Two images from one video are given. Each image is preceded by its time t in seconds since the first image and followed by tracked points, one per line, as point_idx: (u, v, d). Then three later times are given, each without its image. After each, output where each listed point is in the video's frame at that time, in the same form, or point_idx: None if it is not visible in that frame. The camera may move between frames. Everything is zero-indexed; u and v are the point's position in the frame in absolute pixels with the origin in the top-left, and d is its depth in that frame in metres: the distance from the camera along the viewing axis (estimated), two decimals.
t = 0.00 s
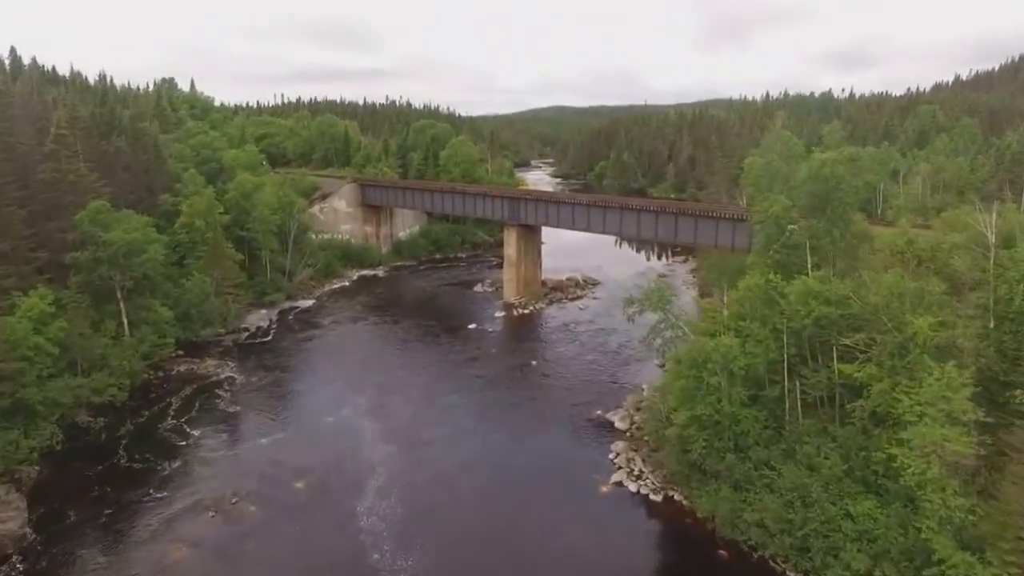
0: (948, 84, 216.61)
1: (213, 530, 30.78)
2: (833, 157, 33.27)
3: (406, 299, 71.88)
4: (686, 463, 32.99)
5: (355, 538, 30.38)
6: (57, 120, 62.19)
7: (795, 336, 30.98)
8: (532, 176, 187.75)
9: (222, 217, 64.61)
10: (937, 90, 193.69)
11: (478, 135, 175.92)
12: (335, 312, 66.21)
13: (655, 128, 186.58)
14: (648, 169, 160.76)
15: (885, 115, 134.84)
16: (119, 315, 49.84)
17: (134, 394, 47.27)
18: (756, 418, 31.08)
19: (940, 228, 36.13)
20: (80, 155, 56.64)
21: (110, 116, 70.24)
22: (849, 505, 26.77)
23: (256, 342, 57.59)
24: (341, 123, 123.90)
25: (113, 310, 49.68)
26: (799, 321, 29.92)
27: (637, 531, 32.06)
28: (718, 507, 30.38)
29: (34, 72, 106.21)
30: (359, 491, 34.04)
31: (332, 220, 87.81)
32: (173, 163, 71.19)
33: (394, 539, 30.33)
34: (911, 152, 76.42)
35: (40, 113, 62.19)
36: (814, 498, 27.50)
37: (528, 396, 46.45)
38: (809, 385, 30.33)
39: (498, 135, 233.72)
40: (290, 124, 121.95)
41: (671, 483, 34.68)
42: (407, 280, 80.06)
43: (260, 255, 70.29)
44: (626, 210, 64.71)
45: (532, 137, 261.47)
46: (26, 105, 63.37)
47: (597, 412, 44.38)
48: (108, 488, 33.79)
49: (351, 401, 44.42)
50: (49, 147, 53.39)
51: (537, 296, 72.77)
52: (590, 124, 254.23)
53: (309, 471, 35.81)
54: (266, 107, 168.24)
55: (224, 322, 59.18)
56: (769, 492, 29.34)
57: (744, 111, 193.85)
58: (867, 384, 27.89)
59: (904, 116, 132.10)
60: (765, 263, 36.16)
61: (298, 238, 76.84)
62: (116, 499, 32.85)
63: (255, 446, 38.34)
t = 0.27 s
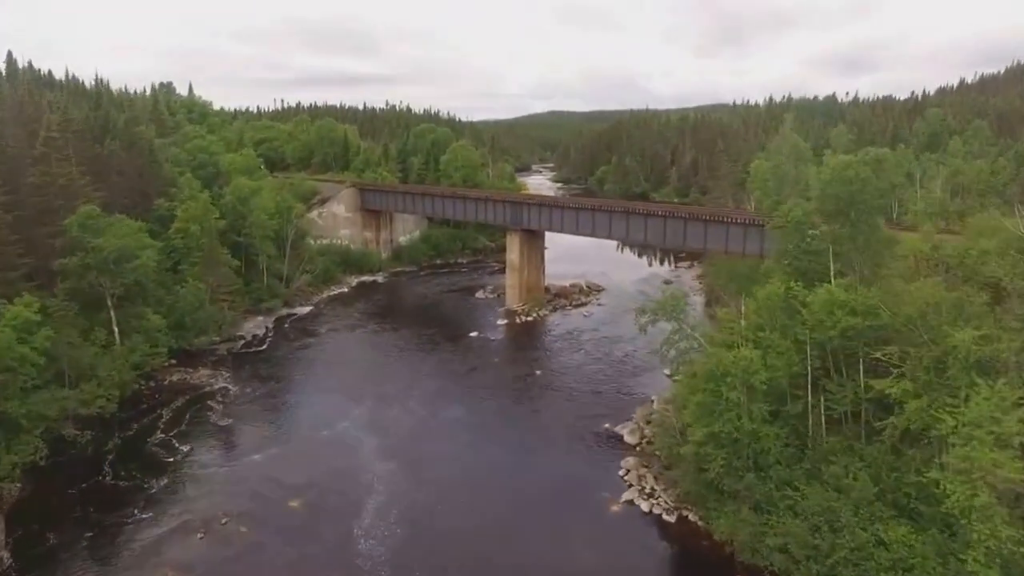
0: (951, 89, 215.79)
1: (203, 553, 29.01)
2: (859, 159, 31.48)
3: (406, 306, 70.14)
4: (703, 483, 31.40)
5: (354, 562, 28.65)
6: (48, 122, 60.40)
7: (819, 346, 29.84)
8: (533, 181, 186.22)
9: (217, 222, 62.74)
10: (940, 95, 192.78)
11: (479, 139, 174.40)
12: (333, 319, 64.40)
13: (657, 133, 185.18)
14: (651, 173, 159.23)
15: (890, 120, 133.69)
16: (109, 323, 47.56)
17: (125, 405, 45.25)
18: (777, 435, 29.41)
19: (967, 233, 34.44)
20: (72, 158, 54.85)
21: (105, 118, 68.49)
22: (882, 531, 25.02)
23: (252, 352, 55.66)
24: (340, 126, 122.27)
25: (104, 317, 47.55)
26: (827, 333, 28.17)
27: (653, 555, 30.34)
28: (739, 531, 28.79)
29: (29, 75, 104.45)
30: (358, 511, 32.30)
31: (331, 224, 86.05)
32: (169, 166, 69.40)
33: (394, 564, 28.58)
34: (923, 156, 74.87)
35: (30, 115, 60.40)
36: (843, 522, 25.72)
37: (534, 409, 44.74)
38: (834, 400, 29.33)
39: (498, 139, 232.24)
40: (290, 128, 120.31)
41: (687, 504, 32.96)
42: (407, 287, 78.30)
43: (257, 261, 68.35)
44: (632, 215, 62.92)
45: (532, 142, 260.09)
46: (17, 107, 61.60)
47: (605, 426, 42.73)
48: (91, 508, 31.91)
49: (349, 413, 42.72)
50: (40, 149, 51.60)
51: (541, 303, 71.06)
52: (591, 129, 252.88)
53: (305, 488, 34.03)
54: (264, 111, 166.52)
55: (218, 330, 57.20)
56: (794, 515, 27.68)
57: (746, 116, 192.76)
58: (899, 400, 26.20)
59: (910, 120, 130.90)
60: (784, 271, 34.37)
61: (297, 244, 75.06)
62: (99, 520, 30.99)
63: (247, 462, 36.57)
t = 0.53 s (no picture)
0: (957, 90, 214.46)
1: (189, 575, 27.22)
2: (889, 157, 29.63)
3: (409, 310, 68.41)
4: (725, 503, 30.04)
5: None
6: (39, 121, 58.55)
7: (847, 356, 28.85)
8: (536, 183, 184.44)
9: (214, 224, 60.87)
10: (947, 96, 191.35)
11: (481, 141, 172.65)
12: (333, 324, 62.56)
13: (662, 134, 183.39)
14: (655, 175, 157.39)
15: (897, 121, 132.24)
16: (99, 329, 45.30)
17: (114, 415, 42.62)
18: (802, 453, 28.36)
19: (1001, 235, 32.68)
20: (62, 158, 53.00)
21: (98, 117, 66.63)
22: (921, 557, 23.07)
23: (247, 358, 53.57)
24: (341, 128, 120.50)
25: (93, 324, 45.43)
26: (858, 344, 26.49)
27: None
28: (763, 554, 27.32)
29: (24, 75, 102.63)
30: (354, 531, 30.37)
31: (331, 227, 84.22)
32: (165, 166, 67.53)
33: None
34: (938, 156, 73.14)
35: (21, 114, 58.55)
36: (877, 547, 23.65)
37: (543, 419, 43.11)
38: (863, 412, 28.39)
39: (501, 141, 230.55)
40: (290, 129, 118.53)
41: (706, 523, 31.30)
42: (409, 290, 76.52)
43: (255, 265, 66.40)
44: (640, 216, 61.09)
45: (535, 144, 258.38)
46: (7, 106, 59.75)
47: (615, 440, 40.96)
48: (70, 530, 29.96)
49: (349, 424, 40.85)
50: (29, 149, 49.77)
51: (546, 307, 69.34)
52: (594, 131, 251.17)
53: (301, 504, 32.23)
54: (264, 112, 164.69)
55: (215, 335, 55.06)
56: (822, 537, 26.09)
57: (750, 118, 191.28)
58: (938, 417, 24.36)
59: (917, 121, 129.44)
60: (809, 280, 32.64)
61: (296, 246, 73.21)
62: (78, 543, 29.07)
63: (239, 476, 34.60)
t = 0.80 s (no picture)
0: (964, 90, 212.49)
1: None
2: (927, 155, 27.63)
3: (411, 314, 66.54)
4: (750, 526, 27.97)
5: None
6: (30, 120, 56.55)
7: (881, 363, 27.48)
8: (539, 184, 182.45)
9: (210, 226, 58.88)
10: (954, 96, 189.49)
11: (484, 141, 170.68)
12: (333, 328, 60.69)
13: (667, 135, 181.41)
14: (660, 176, 155.35)
15: (906, 121, 130.36)
16: (89, 335, 43.14)
17: (103, 426, 40.12)
18: (832, 470, 26.61)
19: None
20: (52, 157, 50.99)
21: (92, 116, 64.62)
22: None
23: (243, 365, 51.45)
24: (343, 127, 118.57)
25: (83, 328, 43.26)
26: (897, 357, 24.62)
27: None
28: None
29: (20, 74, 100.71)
30: (352, 555, 28.39)
31: (332, 229, 82.28)
32: (160, 166, 65.51)
33: None
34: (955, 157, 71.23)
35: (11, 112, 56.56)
36: None
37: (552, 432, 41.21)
38: (896, 426, 26.65)
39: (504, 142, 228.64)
40: (291, 129, 116.64)
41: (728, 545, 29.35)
42: (411, 294, 74.61)
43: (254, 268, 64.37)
44: (650, 217, 59.21)
45: (538, 145, 256.43)
46: None
47: (628, 454, 38.91)
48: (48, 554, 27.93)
49: (349, 436, 38.98)
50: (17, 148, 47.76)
51: (553, 311, 67.48)
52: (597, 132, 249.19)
53: (297, 525, 30.31)
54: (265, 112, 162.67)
55: (210, 341, 52.88)
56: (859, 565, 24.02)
57: (756, 119, 189.36)
58: (988, 435, 22.37)
59: (927, 121, 127.52)
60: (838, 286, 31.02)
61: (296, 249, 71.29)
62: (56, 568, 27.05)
63: (233, 493, 32.63)
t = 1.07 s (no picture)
0: (973, 92, 210.21)
1: None
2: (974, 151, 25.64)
3: (416, 320, 64.54)
4: (780, 552, 25.84)
5: None
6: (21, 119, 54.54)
7: (922, 377, 25.44)
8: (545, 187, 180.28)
9: (208, 229, 56.87)
10: (965, 98, 187.22)
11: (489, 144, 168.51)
12: (335, 335, 58.74)
13: (674, 137, 179.15)
14: (667, 179, 153.13)
15: (918, 123, 128.19)
16: (78, 343, 41.15)
17: (92, 438, 38.10)
18: (870, 491, 24.23)
19: None
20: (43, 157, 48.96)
21: (86, 115, 62.62)
22: None
23: (239, 374, 49.44)
24: (345, 129, 116.62)
25: (73, 336, 41.24)
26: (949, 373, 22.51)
27: None
28: None
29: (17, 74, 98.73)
30: None
31: (334, 232, 80.40)
32: (157, 167, 63.52)
33: None
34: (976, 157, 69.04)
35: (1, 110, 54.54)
36: None
37: (562, 446, 39.11)
38: (940, 446, 24.49)
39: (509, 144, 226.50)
40: (293, 130, 114.67)
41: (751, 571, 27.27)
42: (415, 298, 72.66)
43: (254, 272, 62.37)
44: (663, 219, 57.05)
45: (542, 148, 254.36)
46: None
47: (642, 470, 36.79)
48: None
49: (349, 450, 36.96)
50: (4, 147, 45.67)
51: (561, 316, 65.49)
52: (602, 134, 246.95)
53: (293, 548, 28.30)
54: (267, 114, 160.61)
55: (206, 348, 50.89)
56: None
57: (763, 121, 187.27)
58: None
59: (941, 122, 125.19)
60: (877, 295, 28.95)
61: (297, 252, 69.36)
62: None
63: (224, 514, 30.55)
